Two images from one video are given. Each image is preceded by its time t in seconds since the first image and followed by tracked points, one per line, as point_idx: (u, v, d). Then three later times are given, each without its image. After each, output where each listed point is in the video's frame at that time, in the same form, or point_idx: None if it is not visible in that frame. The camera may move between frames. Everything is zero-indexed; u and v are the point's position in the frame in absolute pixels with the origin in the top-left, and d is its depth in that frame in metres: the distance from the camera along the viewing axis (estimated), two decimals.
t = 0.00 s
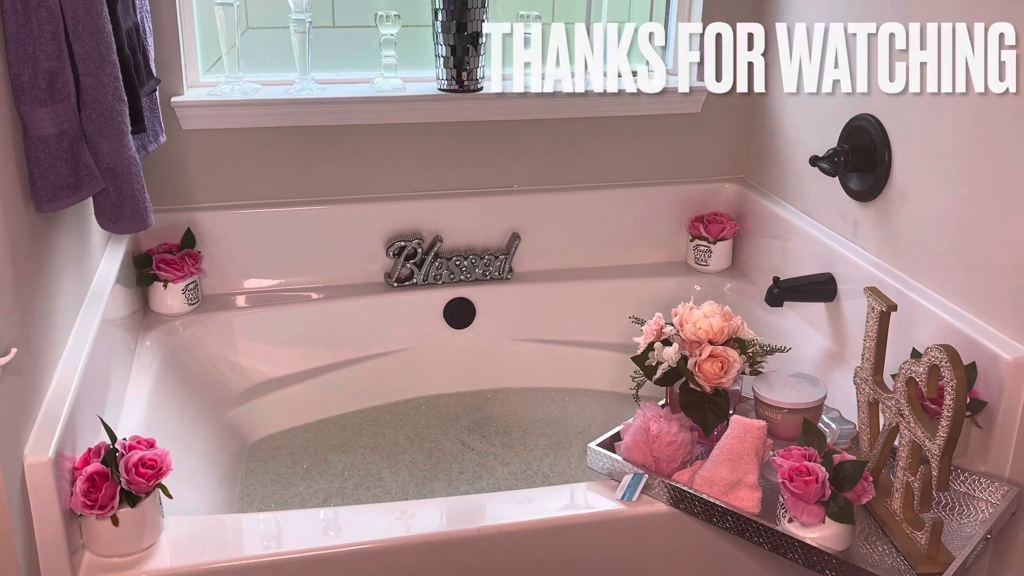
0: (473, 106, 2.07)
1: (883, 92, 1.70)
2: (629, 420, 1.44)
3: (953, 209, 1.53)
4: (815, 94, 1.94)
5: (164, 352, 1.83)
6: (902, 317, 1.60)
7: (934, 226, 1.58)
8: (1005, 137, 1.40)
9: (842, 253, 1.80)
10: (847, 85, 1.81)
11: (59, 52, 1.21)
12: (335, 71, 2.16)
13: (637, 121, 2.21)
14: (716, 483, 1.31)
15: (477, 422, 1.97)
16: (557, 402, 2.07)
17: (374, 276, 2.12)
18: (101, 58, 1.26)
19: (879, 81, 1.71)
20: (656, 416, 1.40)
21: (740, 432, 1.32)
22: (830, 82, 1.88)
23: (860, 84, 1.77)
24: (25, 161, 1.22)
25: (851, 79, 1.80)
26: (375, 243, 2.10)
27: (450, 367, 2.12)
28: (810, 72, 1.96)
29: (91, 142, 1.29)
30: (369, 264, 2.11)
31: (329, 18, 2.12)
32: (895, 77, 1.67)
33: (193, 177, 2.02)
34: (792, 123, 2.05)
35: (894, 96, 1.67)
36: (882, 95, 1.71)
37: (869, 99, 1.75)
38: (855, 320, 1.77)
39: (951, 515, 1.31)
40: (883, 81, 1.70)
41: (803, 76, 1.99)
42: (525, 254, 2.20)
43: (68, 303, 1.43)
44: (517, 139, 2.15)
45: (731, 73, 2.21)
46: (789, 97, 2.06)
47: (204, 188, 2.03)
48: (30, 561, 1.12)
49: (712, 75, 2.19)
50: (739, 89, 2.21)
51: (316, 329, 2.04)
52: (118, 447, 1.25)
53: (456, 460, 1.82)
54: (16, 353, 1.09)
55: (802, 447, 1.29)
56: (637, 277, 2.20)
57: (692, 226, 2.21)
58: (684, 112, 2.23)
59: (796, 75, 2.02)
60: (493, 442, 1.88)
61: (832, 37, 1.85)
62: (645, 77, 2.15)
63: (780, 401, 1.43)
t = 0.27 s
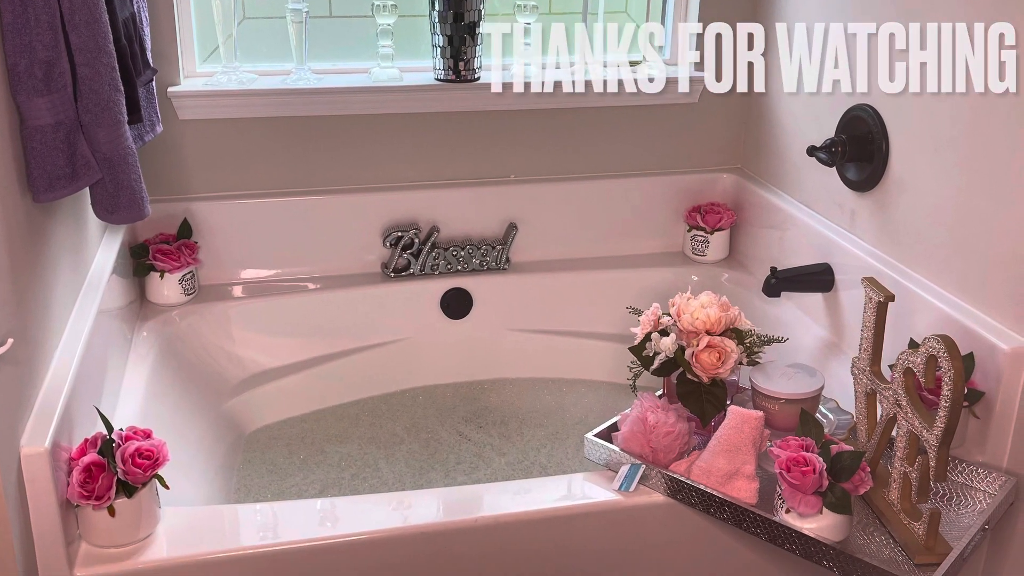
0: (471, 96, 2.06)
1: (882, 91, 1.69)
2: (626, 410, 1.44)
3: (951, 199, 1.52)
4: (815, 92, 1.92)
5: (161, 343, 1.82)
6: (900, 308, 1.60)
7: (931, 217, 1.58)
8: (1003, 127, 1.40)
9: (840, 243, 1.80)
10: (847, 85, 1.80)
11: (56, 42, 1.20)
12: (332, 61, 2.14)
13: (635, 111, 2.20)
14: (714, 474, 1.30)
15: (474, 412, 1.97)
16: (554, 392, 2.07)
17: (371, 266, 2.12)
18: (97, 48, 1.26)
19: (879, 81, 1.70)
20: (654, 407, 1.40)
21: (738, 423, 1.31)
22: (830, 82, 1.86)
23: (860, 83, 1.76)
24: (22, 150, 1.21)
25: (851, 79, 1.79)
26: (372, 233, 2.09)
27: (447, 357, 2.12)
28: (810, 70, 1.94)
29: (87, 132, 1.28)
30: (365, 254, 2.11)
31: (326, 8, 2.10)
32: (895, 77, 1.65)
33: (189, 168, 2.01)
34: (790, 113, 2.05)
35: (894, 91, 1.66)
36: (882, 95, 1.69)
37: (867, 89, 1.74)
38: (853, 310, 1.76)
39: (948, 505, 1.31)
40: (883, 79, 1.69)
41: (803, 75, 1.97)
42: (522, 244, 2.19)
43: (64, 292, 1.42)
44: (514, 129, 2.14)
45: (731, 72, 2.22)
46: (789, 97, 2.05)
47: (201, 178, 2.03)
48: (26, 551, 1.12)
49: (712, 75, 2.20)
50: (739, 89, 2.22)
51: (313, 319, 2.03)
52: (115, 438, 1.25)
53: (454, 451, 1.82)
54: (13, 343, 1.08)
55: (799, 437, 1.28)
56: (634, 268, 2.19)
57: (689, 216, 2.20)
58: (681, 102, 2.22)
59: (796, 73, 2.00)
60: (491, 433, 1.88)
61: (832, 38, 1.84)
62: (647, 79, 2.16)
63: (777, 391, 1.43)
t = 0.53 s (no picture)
0: (468, 86, 2.05)
1: (880, 83, 1.69)
2: (623, 401, 1.44)
3: (949, 190, 1.52)
4: (813, 82, 1.92)
5: (157, 334, 1.82)
6: (897, 298, 1.59)
7: (928, 208, 1.57)
8: (1001, 118, 1.39)
9: (837, 234, 1.79)
10: (847, 84, 1.79)
11: (52, 32, 1.20)
12: (328, 51, 2.13)
13: (634, 101, 2.19)
14: (712, 464, 1.30)
15: (470, 403, 1.97)
16: (551, 383, 2.07)
17: (368, 257, 2.11)
18: (94, 38, 1.25)
19: (879, 80, 1.69)
20: (651, 398, 1.40)
21: (735, 414, 1.31)
22: (830, 81, 1.85)
23: (860, 72, 1.75)
24: (18, 140, 1.21)
25: (850, 70, 1.78)
26: (368, 223, 2.09)
27: (443, 347, 2.11)
28: (808, 64, 1.93)
29: (83, 122, 1.28)
30: (362, 244, 2.10)
31: None
32: (895, 78, 1.64)
33: (186, 158, 2.00)
34: (787, 103, 2.04)
35: (892, 82, 1.65)
36: (880, 88, 1.69)
37: (865, 78, 1.74)
38: (850, 299, 1.76)
39: (946, 496, 1.31)
40: (882, 72, 1.68)
41: (802, 69, 1.96)
42: (520, 234, 2.19)
43: (61, 282, 1.41)
44: (511, 119, 2.14)
45: (731, 72, 2.23)
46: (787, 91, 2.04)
47: (198, 168, 2.02)
48: (22, 542, 1.11)
49: (712, 72, 2.22)
50: (739, 89, 2.23)
51: (310, 310, 2.02)
52: (111, 428, 1.24)
53: (450, 441, 1.82)
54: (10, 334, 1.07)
55: (797, 428, 1.28)
56: (631, 258, 2.19)
57: (687, 206, 2.20)
58: (678, 92, 2.21)
59: (796, 65, 1.99)
60: (488, 423, 1.88)
61: (832, 36, 1.83)
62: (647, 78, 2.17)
63: (774, 381, 1.43)
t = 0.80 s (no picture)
0: (465, 76, 2.04)
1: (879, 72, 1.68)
2: (621, 391, 1.44)
3: (946, 181, 1.52)
4: (811, 72, 1.91)
5: (154, 324, 1.81)
6: (894, 289, 1.59)
7: (926, 199, 1.57)
8: (998, 109, 1.39)
9: (835, 224, 1.79)
10: (846, 74, 1.78)
11: (48, 22, 1.19)
12: (325, 40, 2.12)
13: (631, 91, 2.19)
14: (709, 455, 1.31)
15: (468, 394, 1.96)
16: (548, 373, 2.07)
17: (365, 247, 2.11)
18: (91, 28, 1.24)
19: (877, 71, 1.69)
20: (648, 388, 1.40)
21: (732, 405, 1.31)
22: (828, 72, 1.85)
23: (858, 62, 1.74)
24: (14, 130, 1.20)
25: (848, 60, 1.78)
26: (365, 213, 2.08)
27: (441, 337, 2.11)
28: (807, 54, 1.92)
29: (80, 112, 1.27)
30: (359, 234, 2.09)
31: None
32: (893, 68, 1.64)
33: (182, 148, 1.99)
34: (785, 93, 2.03)
35: (890, 73, 1.65)
36: (877, 79, 1.69)
37: (863, 69, 1.73)
38: (848, 290, 1.76)
39: (944, 486, 1.32)
40: (881, 61, 1.67)
41: (800, 59, 1.95)
42: (517, 225, 2.18)
43: (57, 271, 1.41)
44: (509, 109, 2.13)
45: (731, 63, 2.22)
46: (785, 81, 2.03)
47: (194, 159, 2.01)
48: (18, 533, 1.11)
49: (711, 64, 2.21)
50: (735, 81, 2.24)
51: (307, 300, 2.02)
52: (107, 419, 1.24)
53: (447, 432, 1.82)
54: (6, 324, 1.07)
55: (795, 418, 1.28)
56: (629, 249, 2.18)
57: (684, 197, 2.19)
58: (676, 83, 2.20)
59: (794, 55, 1.98)
60: (485, 414, 1.88)
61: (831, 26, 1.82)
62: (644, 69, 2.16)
63: (772, 372, 1.42)
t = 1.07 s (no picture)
0: (462, 66, 2.03)
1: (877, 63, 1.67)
2: (618, 381, 1.43)
3: (945, 172, 1.51)
4: (809, 62, 1.90)
5: (150, 315, 1.80)
6: (892, 279, 1.59)
7: (923, 189, 1.57)
8: (996, 99, 1.38)
9: (832, 214, 1.79)
10: (844, 64, 1.78)
11: (45, 12, 1.18)
12: (321, 30, 2.11)
13: (629, 81, 2.18)
14: (706, 445, 1.31)
15: (464, 384, 1.96)
16: (545, 363, 2.06)
17: (361, 237, 2.10)
18: (87, 18, 1.23)
19: (875, 61, 1.68)
20: (645, 378, 1.40)
21: (730, 396, 1.32)
22: (825, 62, 1.84)
23: (856, 52, 1.74)
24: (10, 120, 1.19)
25: (845, 50, 1.77)
26: (361, 203, 2.07)
27: (438, 328, 2.11)
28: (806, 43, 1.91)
29: (77, 103, 1.26)
30: (355, 225, 2.08)
31: None
32: (891, 58, 1.63)
33: (178, 138, 1.98)
34: (782, 83, 2.03)
35: (888, 63, 1.64)
36: (876, 69, 1.68)
37: (860, 59, 1.73)
38: (846, 280, 1.75)
39: (942, 477, 1.32)
40: (879, 51, 1.67)
41: (798, 48, 1.95)
42: (514, 215, 2.18)
43: (53, 261, 1.40)
44: (506, 99, 2.12)
45: (728, 54, 2.22)
46: (783, 71, 2.02)
47: (191, 149, 2.00)
48: (15, 524, 1.11)
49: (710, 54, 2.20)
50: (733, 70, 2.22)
51: (303, 291, 2.01)
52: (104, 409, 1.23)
53: (444, 422, 1.82)
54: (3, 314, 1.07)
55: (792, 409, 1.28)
56: (627, 239, 2.17)
57: (681, 187, 2.19)
58: (674, 73, 2.19)
59: (792, 45, 1.97)
60: (482, 404, 1.88)
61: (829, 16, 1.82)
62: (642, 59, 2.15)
63: (769, 362, 1.42)
